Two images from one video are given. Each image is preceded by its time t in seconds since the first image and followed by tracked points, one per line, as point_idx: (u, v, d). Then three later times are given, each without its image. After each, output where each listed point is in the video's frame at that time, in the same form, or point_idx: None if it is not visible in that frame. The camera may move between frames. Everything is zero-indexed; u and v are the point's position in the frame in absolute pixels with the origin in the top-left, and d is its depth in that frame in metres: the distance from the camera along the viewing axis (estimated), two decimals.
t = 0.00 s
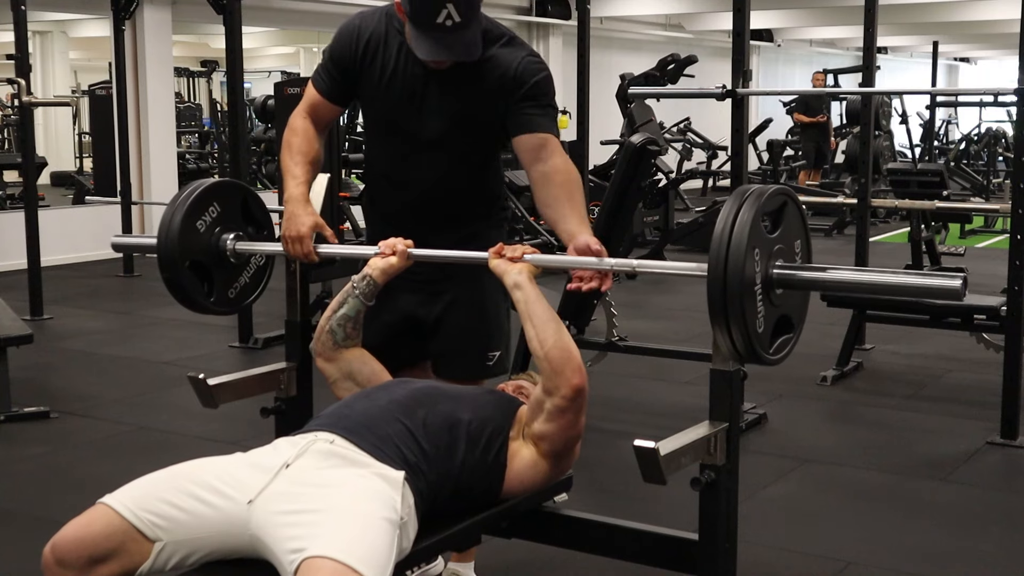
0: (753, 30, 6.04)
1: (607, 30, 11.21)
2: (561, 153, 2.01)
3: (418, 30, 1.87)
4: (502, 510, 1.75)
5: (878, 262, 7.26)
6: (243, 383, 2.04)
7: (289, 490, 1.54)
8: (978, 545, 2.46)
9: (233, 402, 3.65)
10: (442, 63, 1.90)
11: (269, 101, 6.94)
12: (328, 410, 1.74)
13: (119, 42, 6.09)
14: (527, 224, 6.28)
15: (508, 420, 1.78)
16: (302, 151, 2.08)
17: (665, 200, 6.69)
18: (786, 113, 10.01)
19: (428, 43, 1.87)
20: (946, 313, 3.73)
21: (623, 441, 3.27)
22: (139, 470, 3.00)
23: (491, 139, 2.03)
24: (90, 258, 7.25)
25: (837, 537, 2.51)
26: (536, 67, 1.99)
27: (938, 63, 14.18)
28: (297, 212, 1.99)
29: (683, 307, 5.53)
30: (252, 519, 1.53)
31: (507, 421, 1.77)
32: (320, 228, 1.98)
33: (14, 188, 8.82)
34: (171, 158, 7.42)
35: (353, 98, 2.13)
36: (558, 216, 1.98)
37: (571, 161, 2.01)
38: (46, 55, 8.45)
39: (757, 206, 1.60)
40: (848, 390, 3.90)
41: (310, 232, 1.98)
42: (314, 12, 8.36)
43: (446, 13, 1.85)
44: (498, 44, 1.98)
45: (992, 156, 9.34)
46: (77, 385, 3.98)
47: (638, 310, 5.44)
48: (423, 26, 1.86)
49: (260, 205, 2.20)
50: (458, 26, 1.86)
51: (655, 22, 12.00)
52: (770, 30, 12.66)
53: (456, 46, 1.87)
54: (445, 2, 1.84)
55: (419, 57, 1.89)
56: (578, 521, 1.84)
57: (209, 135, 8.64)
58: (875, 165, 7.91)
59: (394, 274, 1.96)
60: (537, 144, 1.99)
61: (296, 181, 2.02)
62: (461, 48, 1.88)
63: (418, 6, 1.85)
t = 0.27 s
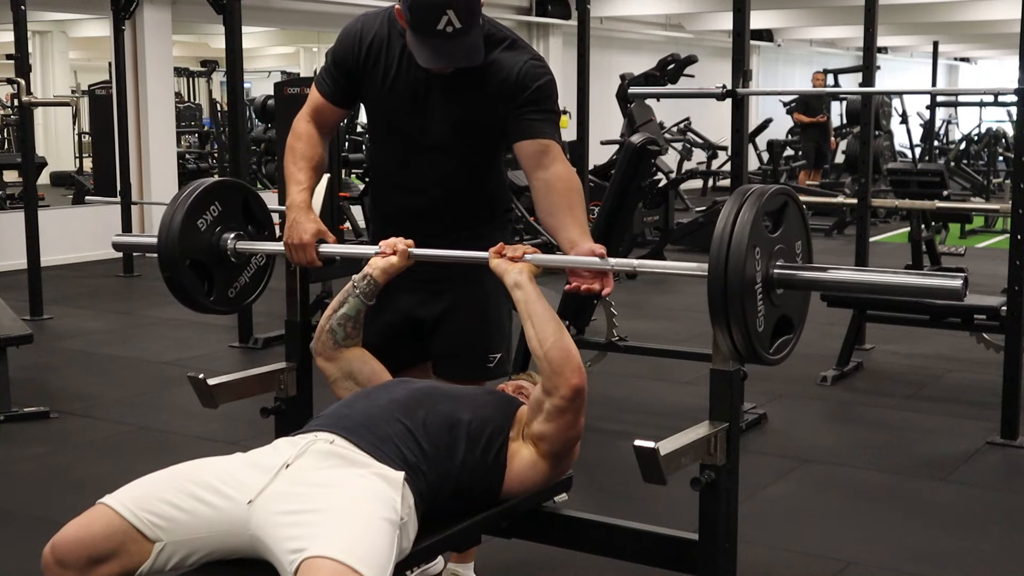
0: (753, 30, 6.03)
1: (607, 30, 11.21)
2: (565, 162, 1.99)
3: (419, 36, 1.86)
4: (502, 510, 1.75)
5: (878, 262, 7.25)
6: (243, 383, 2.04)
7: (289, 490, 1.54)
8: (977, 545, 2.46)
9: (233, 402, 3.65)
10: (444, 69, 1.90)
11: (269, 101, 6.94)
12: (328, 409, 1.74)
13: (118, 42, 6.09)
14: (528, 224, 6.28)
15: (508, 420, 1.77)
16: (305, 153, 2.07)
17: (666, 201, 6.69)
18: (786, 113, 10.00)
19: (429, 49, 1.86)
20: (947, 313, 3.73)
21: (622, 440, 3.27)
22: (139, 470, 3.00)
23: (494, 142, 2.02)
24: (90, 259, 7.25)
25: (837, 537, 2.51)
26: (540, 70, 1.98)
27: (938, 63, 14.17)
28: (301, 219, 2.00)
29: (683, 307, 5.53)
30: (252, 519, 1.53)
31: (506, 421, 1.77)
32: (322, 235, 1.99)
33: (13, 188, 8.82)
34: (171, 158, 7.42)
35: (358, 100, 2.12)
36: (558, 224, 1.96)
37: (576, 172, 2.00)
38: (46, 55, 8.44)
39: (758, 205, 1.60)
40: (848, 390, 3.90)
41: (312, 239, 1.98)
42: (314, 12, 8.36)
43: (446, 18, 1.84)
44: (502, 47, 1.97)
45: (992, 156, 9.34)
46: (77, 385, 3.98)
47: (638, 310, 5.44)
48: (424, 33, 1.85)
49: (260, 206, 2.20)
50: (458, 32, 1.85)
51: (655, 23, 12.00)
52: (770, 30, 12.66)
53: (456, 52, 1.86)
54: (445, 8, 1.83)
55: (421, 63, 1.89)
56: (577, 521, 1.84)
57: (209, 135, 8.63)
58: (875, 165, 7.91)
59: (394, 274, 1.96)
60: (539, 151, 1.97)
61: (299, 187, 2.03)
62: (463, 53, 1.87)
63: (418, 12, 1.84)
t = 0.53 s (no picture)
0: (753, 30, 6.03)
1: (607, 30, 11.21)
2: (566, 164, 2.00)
3: (421, 37, 1.86)
4: (502, 510, 1.75)
5: (878, 262, 7.25)
6: (243, 384, 2.04)
7: (289, 490, 1.54)
8: (977, 545, 2.46)
9: (233, 403, 3.65)
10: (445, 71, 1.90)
11: (269, 101, 6.94)
12: (328, 410, 1.74)
13: (118, 42, 6.09)
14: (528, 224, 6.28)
15: (507, 421, 1.77)
16: (308, 153, 2.10)
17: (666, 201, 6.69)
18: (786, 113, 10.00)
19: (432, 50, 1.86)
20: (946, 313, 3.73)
21: (622, 441, 3.27)
22: (139, 470, 3.00)
23: (497, 143, 2.02)
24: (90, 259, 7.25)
25: (837, 537, 2.51)
26: (542, 71, 1.98)
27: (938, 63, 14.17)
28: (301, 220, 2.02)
29: (683, 307, 5.53)
30: (252, 519, 1.53)
31: (505, 421, 1.77)
32: (324, 237, 2.01)
33: (13, 188, 8.81)
34: (171, 158, 7.42)
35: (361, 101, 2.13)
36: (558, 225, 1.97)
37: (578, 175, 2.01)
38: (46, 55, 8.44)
39: (756, 214, 1.61)
40: (848, 390, 3.90)
41: (313, 242, 2.00)
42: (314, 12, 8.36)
43: (449, 19, 1.83)
44: (505, 49, 1.97)
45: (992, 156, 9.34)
46: (77, 385, 3.98)
47: (638, 310, 5.44)
48: (426, 34, 1.85)
49: (258, 212, 2.23)
50: (460, 33, 1.85)
51: (655, 22, 12.00)
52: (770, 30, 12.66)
53: (458, 53, 1.86)
54: (447, 8, 1.83)
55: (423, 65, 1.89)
56: (577, 521, 1.84)
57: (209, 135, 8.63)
58: (875, 165, 7.91)
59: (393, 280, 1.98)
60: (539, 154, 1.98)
61: (301, 189, 2.04)
62: (465, 54, 1.86)
63: (419, 12, 1.84)
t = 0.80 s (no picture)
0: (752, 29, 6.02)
1: (607, 30, 11.21)
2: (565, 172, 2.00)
3: (421, 43, 1.86)
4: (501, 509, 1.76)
5: (878, 262, 7.26)
6: (245, 384, 2.05)
7: (290, 490, 1.54)
8: (978, 545, 2.46)
9: (233, 403, 3.65)
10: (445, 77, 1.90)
11: (269, 102, 6.95)
12: (329, 412, 1.73)
13: (118, 42, 6.09)
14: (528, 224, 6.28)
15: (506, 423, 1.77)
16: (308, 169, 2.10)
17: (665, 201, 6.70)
18: (786, 113, 10.00)
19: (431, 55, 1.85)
20: (947, 313, 3.73)
21: (622, 441, 3.27)
22: (140, 470, 3.00)
23: (498, 147, 2.02)
24: (90, 258, 7.25)
25: (838, 537, 2.51)
26: (543, 77, 1.98)
27: (938, 63, 14.18)
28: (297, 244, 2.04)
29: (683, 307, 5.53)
30: (252, 519, 1.53)
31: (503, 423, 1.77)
32: (319, 259, 2.04)
33: (13, 188, 8.81)
34: (171, 158, 7.42)
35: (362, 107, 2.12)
36: (553, 238, 1.99)
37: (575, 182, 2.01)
38: (46, 55, 8.44)
39: (751, 247, 1.60)
40: (848, 390, 3.90)
41: (308, 263, 2.03)
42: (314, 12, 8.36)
43: (448, 24, 1.83)
44: (506, 54, 1.97)
45: (992, 156, 9.34)
46: (77, 385, 3.98)
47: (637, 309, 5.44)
48: (425, 39, 1.85)
49: (252, 234, 2.25)
50: (461, 38, 1.84)
51: (655, 22, 12.00)
52: (770, 30, 12.67)
53: (459, 57, 1.86)
54: (446, 13, 1.82)
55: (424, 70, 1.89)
56: (577, 521, 1.84)
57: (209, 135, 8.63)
58: (875, 164, 7.91)
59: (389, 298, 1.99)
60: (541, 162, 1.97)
61: (299, 210, 2.07)
62: (466, 59, 1.86)
63: (419, 18, 1.83)
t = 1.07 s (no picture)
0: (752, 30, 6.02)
1: (608, 30, 11.22)
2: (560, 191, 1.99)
3: (417, 64, 1.83)
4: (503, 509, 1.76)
5: (878, 262, 7.26)
6: (246, 383, 2.05)
7: (290, 491, 1.54)
8: (978, 545, 2.46)
9: (233, 403, 3.65)
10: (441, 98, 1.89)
11: (269, 102, 6.95)
12: (329, 415, 1.73)
13: (118, 42, 6.09)
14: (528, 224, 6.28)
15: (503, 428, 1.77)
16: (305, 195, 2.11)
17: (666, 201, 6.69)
18: (786, 113, 10.00)
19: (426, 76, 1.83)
20: (947, 313, 3.73)
21: (622, 441, 3.27)
22: (140, 470, 3.00)
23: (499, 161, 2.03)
24: (90, 258, 7.25)
25: (838, 537, 2.51)
26: (543, 95, 1.97)
27: (938, 63, 14.18)
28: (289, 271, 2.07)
29: (683, 307, 5.53)
30: (251, 520, 1.53)
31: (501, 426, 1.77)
32: (310, 288, 2.06)
33: (14, 189, 8.82)
34: (171, 158, 7.42)
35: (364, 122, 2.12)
36: (547, 265, 1.97)
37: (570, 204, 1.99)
38: (46, 55, 8.44)
39: (746, 290, 1.59)
40: (848, 390, 3.90)
41: (300, 292, 2.05)
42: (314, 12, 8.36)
43: (445, 45, 1.79)
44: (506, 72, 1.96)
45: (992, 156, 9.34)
46: (77, 385, 3.98)
47: (637, 309, 5.44)
48: (421, 57, 1.81)
49: (247, 260, 2.25)
50: (455, 60, 1.81)
51: (655, 22, 12.00)
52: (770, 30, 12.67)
53: (453, 77, 1.84)
54: (442, 35, 1.78)
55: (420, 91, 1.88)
56: (577, 521, 1.83)
57: (209, 135, 8.63)
58: (875, 165, 7.91)
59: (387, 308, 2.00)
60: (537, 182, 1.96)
61: (293, 238, 2.08)
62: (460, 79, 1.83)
63: (416, 37, 1.78)
